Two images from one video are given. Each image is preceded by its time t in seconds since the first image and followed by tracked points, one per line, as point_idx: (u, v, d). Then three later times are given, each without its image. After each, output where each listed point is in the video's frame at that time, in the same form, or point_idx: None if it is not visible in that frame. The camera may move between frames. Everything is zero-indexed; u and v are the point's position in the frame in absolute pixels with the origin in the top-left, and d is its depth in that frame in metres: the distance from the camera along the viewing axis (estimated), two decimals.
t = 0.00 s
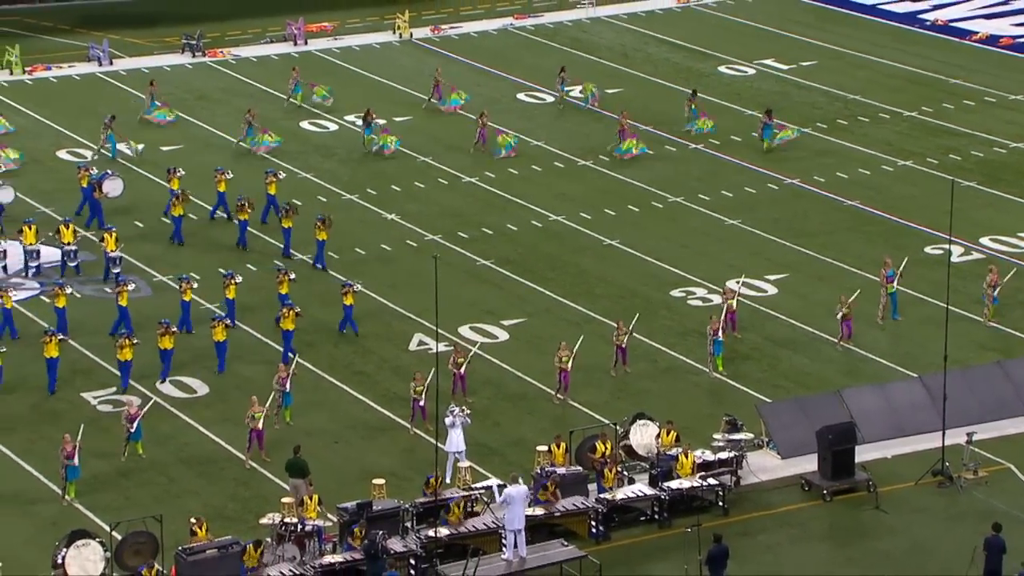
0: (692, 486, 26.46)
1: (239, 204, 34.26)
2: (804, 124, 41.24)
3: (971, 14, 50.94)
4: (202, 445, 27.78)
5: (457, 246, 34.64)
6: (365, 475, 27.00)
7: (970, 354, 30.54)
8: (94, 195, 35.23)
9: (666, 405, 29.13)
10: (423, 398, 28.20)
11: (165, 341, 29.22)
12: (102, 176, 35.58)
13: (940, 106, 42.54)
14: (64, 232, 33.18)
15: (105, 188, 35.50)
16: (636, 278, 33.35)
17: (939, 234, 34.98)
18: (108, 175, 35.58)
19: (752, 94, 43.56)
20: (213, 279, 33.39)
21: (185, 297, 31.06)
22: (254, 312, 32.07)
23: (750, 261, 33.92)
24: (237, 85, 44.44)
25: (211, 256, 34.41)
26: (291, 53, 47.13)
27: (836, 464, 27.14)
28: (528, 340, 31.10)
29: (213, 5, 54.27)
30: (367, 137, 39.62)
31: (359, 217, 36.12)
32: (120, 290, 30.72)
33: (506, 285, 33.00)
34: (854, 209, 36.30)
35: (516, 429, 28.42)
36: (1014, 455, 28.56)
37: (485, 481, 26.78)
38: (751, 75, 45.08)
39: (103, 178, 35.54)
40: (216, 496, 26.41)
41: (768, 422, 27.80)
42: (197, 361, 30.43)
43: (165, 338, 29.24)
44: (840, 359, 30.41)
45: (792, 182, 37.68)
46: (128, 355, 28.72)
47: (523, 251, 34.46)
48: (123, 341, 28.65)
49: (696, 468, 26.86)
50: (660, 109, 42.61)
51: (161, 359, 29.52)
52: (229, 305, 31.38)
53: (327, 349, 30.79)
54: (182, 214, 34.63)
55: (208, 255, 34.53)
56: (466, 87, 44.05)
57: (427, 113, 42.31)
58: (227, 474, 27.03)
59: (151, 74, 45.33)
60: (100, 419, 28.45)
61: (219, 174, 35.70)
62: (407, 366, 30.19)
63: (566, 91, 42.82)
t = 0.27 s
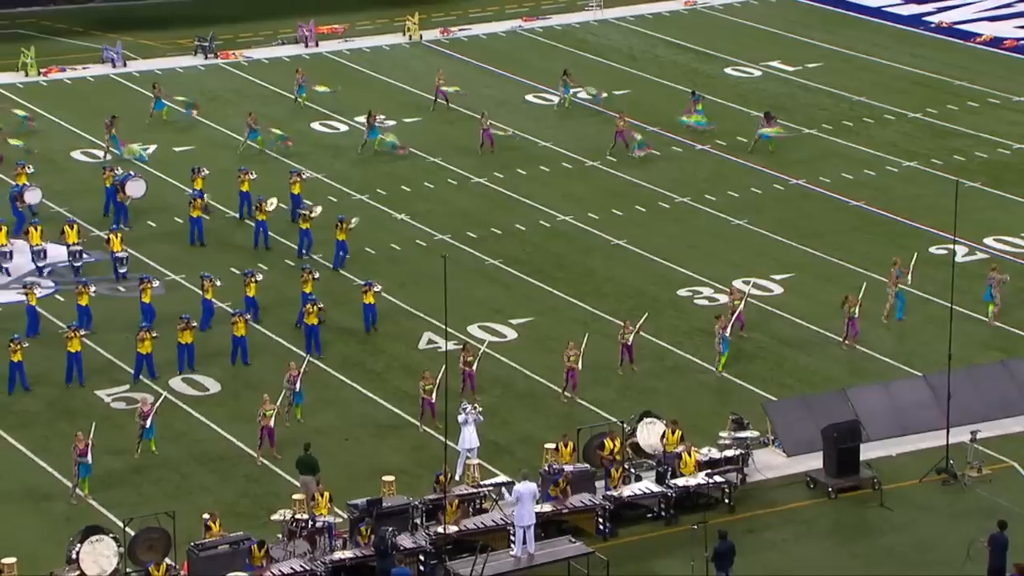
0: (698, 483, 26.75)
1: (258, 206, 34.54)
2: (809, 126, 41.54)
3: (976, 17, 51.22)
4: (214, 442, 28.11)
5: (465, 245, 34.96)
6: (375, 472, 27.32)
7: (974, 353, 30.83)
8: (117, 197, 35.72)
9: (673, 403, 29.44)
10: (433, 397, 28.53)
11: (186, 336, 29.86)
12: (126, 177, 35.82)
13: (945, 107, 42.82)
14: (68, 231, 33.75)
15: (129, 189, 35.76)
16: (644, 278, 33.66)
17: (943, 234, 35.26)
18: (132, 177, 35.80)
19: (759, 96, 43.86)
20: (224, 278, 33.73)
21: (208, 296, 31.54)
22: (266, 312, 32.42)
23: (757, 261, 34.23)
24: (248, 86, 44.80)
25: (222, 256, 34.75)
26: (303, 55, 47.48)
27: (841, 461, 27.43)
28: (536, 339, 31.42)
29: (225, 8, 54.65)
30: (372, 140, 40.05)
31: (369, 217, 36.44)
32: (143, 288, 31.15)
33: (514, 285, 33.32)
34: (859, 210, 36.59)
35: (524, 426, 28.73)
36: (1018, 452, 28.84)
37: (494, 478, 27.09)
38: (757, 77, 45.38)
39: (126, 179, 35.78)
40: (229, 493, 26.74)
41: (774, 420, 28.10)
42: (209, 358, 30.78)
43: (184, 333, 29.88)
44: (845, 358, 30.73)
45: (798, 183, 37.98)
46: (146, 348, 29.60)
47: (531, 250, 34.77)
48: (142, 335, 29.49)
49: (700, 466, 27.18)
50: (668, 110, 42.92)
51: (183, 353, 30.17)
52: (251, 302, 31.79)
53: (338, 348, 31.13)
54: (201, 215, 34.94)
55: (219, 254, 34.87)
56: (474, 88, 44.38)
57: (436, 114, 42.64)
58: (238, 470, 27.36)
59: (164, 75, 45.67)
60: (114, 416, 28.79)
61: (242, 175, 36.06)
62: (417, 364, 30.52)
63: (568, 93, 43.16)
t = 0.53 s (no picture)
0: (700, 482, 27.05)
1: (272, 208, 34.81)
2: (810, 128, 41.85)
3: (975, 20, 51.53)
4: (222, 441, 28.43)
5: (469, 246, 35.26)
6: (380, 469, 27.61)
7: (974, 352, 31.14)
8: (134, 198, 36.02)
9: (675, 402, 29.74)
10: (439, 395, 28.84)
11: (205, 333, 30.25)
12: (143, 178, 36.09)
13: (945, 109, 43.12)
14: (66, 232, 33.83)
15: (146, 191, 36.01)
16: (646, 278, 33.95)
17: (943, 235, 35.56)
18: (150, 179, 36.04)
19: (761, 98, 44.17)
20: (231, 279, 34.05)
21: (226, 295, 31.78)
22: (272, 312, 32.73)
23: (759, 261, 34.53)
24: (255, 88, 45.13)
25: (229, 256, 35.07)
26: (309, 58, 47.81)
27: (842, 459, 27.70)
28: (540, 338, 31.72)
29: (233, 10, 55.03)
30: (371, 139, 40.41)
31: (374, 217, 36.75)
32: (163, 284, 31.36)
33: (518, 285, 33.62)
34: (860, 211, 36.89)
35: (529, 425, 29.03)
36: (1017, 450, 29.11)
37: (498, 476, 27.38)
38: (759, 79, 45.69)
39: (144, 182, 36.01)
40: (235, 490, 27.03)
41: (776, 418, 28.39)
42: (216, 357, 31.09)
43: (204, 330, 30.27)
44: (846, 357, 31.03)
45: (799, 184, 38.28)
46: (167, 344, 29.92)
47: (535, 250, 35.08)
48: (163, 330, 29.82)
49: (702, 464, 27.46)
50: (671, 112, 43.23)
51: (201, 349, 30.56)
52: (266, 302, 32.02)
53: (344, 347, 31.44)
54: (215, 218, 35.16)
55: (226, 254, 35.19)
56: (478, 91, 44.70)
57: (441, 116, 42.95)
58: (245, 468, 27.66)
59: (172, 77, 46.03)
60: (123, 414, 29.11)
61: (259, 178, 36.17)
62: (422, 363, 30.83)
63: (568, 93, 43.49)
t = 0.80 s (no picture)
0: (699, 479, 27.32)
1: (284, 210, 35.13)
2: (809, 129, 42.15)
3: (972, 22, 51.83)
4: (226, 439, 28.73)
5: (471, 246, 35.56)
6: (383, 467, 27.90)
7: (970, 352, 31.44)
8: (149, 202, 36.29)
9: (676, 401, 30.04)
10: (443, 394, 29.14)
11: (222, 331, 30.59)
12: (155, 181, 36.62)
13: (942, 111, 43.42)
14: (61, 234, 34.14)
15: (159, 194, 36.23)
16: (647, 278, 34.25)
17: (940, 236, 35.86)
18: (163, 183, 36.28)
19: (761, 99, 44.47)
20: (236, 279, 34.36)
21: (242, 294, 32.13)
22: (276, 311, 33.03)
23: (758, 261, 34.83)
24: (259, 90, 45.45)
25: (233, 256, 35.38)
26: (312, 60, 48.12)
27: (840, 458, 27.97)
28: (541, 338, 32.02)
29: (238, 13, 55.37)
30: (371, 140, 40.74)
31: (377, 218, 37.05)
32: (178, 283, 31.75)
33: (519, 285, 33.92)
34: (858, 211, 37.19)
35: (530, 423, 29.33)
36: (1013, 449, 29.40)
37: (500, 474, 27.67)
38: (758, 81, 45.99)
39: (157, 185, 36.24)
40: (240, 488, 27.33)
41: (775, 417, 28.68)
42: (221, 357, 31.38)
43: (221, 328, 30.61)
44: (845, 356, 31.34)
45: (798, 185, 38.58)
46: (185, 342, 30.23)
47: (536, 251, 35.37)
48: (180, 328, 30.17)
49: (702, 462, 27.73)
50: (671, 113, 43.54)
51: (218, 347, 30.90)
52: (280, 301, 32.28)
53: (347, 347, 31.75)
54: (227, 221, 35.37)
55: (230, 255, 35.49)
56: (480, 92, 45.00)
57: (443, 117, 43.27)
58: (250, 466, 27.95)
59: (177, 79, 46.37)
60: (129, 413, 29.42)
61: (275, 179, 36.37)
62: (425, 363, 31.13)
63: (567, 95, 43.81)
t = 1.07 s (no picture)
0: (698, 477, 27.60)
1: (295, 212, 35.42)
2: (806, 131, 42.47)
3: (967, 25, 52.15)
4: (230, 437, 29.03)
5: (471, 246, 35.88)
6: (385, 465, 28.20)
7: (966, 351, 31.76)
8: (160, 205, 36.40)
9: (674, 399, 30.35)
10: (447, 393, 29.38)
11: (238, 329, 30.91)
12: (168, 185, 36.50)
13: (937, 113, 43.75)
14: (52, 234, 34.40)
15: (171, 198, 36.41)
16: (645, 279, 34.56)
17: (936, 236, 36.19)
18: (175, 186, 36.42)
19: (759, 101, 44.79)
20: (238, 279, 34.67)
21: (255, 291, 32.50)
22: (279, 311, 33.35)
23: (756, 261, 35.15)
24: (262, 92, 45.76)
25: (236, 257, 35.68)
26: (315, 62, 48.44)
27: (837, 456, 28.27)
28: (541, 337, 32.33)
29: (241, 16, 55.67)
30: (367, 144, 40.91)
31: (377, 219, 37.36)
32: (191, 282, 32.06)
33: (520, 285, 34.23)
34: (854, 212, 37.51)
35: (531, 421, 29.63)
36: (1008, 447, 29.72)
37: (500, 472, 27.96)
38: (756, 83, 46.31)
39: (170, 188, 36.40)
40: (243, 486, 27.61)
41: (773, 416, 28.98)
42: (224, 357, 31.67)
43: (237, 326, 30.93)
44: (842, 356, 31.66)
45: (795, 185, 38.90)
46: (201, 339, 30.63)
47: (536, 251, 35.68)
48: (197, 326, 30.52)
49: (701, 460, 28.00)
50: (669, 115, 43.85)
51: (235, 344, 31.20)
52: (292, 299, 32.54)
53: (349, 347, 32.06)
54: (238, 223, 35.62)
55: (233, 256, 35.79)
56: (479, 94, 45.32)
57: (444, 119, 43.57)
58: (253, 464, 28.25)
59: (181, 81, 46.69)
60: (133, 412, 29.71)
61: (289, 181, 36.50)
62: (426, 362, 31.43)
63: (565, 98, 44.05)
